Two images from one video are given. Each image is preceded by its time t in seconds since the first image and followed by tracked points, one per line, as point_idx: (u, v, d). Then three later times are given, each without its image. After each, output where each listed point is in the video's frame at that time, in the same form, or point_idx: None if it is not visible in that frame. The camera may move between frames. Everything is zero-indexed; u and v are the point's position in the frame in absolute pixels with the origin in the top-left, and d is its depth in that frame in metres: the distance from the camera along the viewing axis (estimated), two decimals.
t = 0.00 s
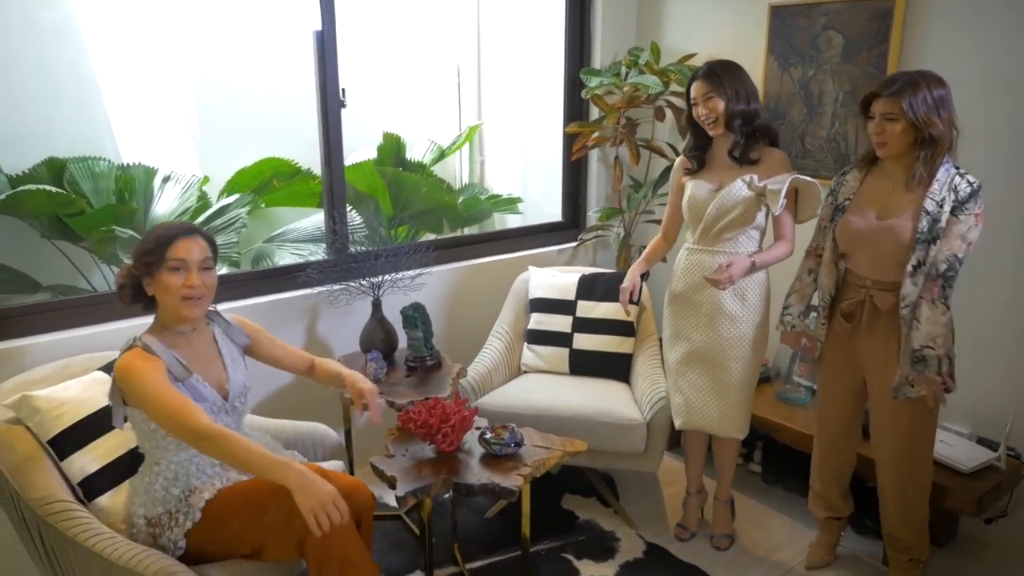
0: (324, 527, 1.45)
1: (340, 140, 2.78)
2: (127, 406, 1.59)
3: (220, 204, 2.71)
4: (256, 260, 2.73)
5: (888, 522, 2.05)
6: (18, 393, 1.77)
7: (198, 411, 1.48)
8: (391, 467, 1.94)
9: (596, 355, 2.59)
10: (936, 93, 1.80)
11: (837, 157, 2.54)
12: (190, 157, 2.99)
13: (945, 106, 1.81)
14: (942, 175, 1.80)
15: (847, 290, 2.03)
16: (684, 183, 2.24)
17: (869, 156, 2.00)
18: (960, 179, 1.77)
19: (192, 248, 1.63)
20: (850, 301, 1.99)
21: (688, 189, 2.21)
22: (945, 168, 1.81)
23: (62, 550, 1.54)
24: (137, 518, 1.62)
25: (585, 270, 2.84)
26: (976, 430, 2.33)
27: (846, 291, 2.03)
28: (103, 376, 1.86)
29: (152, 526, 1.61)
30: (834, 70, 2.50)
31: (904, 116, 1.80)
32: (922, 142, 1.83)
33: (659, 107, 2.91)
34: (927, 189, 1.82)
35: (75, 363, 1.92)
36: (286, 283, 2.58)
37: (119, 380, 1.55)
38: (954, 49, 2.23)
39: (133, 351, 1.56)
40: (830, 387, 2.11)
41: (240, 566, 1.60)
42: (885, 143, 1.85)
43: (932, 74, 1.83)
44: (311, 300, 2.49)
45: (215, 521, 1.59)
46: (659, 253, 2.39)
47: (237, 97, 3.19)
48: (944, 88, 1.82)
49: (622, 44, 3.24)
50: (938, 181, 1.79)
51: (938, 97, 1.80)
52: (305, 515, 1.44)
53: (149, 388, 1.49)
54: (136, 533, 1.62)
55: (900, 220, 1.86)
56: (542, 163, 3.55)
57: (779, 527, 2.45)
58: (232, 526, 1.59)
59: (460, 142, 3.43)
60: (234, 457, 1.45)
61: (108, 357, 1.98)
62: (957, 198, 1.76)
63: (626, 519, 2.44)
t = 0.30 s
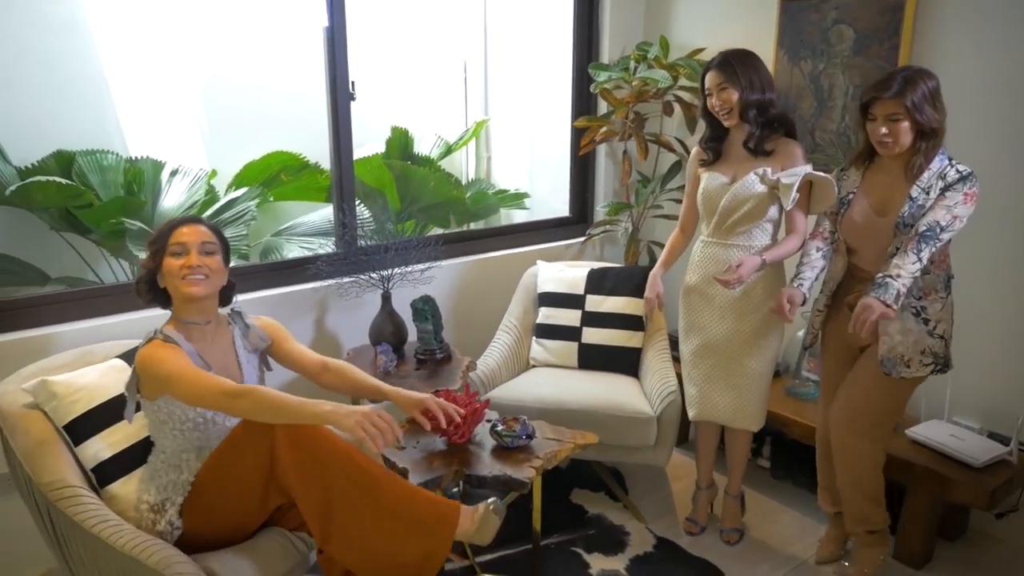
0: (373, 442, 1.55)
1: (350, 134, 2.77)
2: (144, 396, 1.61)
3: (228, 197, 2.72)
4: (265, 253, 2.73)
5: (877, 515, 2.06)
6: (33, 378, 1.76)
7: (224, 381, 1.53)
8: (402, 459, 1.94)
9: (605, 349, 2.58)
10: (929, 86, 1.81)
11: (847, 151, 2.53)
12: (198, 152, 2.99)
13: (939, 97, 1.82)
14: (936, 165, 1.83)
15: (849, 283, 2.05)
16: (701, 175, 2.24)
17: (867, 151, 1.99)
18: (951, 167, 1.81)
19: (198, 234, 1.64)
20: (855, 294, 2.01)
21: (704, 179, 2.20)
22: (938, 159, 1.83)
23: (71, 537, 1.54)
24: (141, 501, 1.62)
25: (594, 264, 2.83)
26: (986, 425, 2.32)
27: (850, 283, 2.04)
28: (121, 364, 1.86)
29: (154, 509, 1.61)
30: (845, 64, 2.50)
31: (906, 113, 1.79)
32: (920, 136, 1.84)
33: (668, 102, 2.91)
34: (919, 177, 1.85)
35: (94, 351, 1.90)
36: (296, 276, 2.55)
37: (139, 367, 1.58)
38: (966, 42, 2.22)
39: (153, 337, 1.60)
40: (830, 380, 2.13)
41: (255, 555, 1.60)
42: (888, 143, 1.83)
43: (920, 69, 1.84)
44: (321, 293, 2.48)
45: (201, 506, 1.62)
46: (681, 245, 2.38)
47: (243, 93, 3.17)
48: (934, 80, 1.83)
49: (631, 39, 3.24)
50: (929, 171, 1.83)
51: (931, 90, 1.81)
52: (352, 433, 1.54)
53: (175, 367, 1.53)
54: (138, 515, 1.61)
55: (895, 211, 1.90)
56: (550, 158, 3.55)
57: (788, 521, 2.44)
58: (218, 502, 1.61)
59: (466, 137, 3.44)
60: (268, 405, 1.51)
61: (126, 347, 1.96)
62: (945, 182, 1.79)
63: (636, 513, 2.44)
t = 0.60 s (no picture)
0: (433, 472, 1.56)
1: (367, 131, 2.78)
2: (179, 389, 1.63)
3: (245, 193, 2.79)
4: (281, 249, 2.75)
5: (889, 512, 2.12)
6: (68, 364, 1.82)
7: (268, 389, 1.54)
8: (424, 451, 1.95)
9: (619, 344, 2.59)
10: (950, 88, 1.83)
11: (862, 148, 2.55)
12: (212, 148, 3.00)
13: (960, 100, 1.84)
14: (959, 170, 1.84)
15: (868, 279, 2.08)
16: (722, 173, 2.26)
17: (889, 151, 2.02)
18: (973, 173, 1.83)
19: (236, 231, 1.66)
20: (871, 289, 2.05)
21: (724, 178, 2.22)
22: (961, 163, 1.85)
23: (95, 523, 1.57)
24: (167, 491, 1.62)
25: (608, 260, 2.85)
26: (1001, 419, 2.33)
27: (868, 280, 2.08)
28: (150, 354, 1.88)
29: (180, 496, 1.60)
30: (859, 61, 2.52)
31: (928, 114, 1.81)
32: (944, 136, 1.86)
33: (681, 99, 2.92)
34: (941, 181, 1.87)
35: (129, 340, 1.96)
36: (314, 273, 2.55)
37: (179, 361, 1.60)
38: (982, 38, 2.22)
39: (195, 332, 1.62)
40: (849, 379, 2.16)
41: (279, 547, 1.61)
42: (911, 146, 1.84)
43: (936, 69, 1.85)
44: (338, 288, 2.50)
45: (226, 497, 1.61)
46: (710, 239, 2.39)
47: (257, 91, 3.18)
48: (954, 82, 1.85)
49: (643, 37, 3.25)
50: (951, 175, 1.85)
51: (951, 92, 1.83)
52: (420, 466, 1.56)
53: (217, 367, 1.55)
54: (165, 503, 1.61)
55: (916, 215, 1.93)
56: (561, 155, 3.56)
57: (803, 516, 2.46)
58: (244, 493, 1.60)
59: (477, 135, 3.46)
60: (318, 421, 1.52)
61: (156, 337, 2.00)
62: (966, 188, 1.82)
63: (652, 508, 2.45)
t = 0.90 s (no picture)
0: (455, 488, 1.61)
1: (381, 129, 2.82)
2: (212, 378, 1.66)
3: (258, 192, 2.83)
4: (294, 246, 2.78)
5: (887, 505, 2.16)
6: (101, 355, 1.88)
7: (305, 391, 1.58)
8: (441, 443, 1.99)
9: (630, 340, 2.63)
10: (954, 88, 1.86)
11: (869, 145, 2.59)
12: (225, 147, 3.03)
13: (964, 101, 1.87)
14: (961, 168, 1.87)
15: (873, 278, 2.11)
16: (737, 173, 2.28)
17: (895, 151, 2.05)
18: (976, 172, 1.86)
19: (280, 230, 1.71)
20: (874, 284, 2.09)
21: (739, 181, 2.26)
22: (965, 162, 1.88)
23: (119, 511, 1.60)
24: (193, 480, 1.65)
25: (618, 257, 2.88)
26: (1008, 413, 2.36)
27: (873, 278, 2.11)
28: (178, 346, 1.92)
29: (207, 485, 1.64)
30: (867, 60, 2.55)
31: (932, 113, 1.85)
32: (947, 135, 1.89)
33: (689, 98, 2.95)
34: (944, 181, 1.89)
35: (158, 334, 2.01)
36: (330, 267, 2.59)
37: (217, 353, 1.63)
38: (988, 38, 2.26)
39: (234, 326, 1.66)
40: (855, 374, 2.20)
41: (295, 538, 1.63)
42: (914, 143, 1.88)
43: (946, 71, 1.89)
44: (354, 285, 2.53)
45: (249, 484, 1.63)
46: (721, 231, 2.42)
47: (269, 90, 3.21)
48: (959, 83, 1.88)
49: (652, 36, 3.28)
50: (954, 174, 1.87)
51: (955, 92, 1.87)
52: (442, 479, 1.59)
53: (256, 364, 1.59)
54: (190, 492, 1.65)
55: (918, 213, 1.97)
56: (569, 154, 3.60)
57: (813, 508, 2.49)
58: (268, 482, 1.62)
59: (486, 134, 3.49)
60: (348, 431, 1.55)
61: (189, 329, 2.05)
62: (969, 187, 1.85)
63: (663, 501, 2.49)
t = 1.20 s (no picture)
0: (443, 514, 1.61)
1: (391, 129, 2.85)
2: (236, 368, 1.70)
3: (269, 190, 2.91)
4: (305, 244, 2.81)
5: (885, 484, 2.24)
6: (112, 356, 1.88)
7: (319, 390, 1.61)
8: (455, 435, 2.03)
9: (637, 335, 2.67)
10: (956, 77, 1.91)
11: (871, 143, 2.64)
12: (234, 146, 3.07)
13: (965, 90, 1.92)
14: (960, 156, 1.93)
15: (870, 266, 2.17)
16: (735, 167, 2.30)
17: (895, 138, 2.11)
18: (975, 160, 1.91)
19: (299, 226, 1.74)
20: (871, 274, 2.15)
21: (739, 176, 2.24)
22: (964, 149, 1.94)
23: (148, 506, 1.61)
24: (218, 473, 1.68)
25: (624, 254, 2.93)
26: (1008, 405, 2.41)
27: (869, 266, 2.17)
28: (193, 343, 1.95)
29: (233, 478, 1.67)
30: (869, 60, 2.60)
31: (932, 100, 1.90)
32: (946, 123, 1.95)
33: (693, 97, 3.00)
34: (944, 169, 1.95)
35: (167, 331, 2.03)
36: (344, 263, 2.64)
37: (240, 344, 1.67)
38: (988, 38, 2.31)
39: (256, 316, 1.70)
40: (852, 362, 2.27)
41: (324, 522, 1.68)
42: (914, 129, 1.93)
43: (949, 59, 1.93)
44: (365, 282, 2.57)
45: (277, 472, 1.67)
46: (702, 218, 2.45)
47: (278, 89, 3.25)
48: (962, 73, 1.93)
49: (656, 37, 3.32)
50: (953, 161, 1.93)
51: (958, 81, 1.91)
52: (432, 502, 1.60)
53: (275, 360, 1.62)
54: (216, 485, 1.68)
55: (914, 195, 2.03)
56: (573, 152, 3.64)
57: (817, 499, 2.54)
58: (292, 474, 1.67)
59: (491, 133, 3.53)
60: (356, 439, 1.58)
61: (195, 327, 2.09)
62: (970, 176, 1.90)
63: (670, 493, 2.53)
